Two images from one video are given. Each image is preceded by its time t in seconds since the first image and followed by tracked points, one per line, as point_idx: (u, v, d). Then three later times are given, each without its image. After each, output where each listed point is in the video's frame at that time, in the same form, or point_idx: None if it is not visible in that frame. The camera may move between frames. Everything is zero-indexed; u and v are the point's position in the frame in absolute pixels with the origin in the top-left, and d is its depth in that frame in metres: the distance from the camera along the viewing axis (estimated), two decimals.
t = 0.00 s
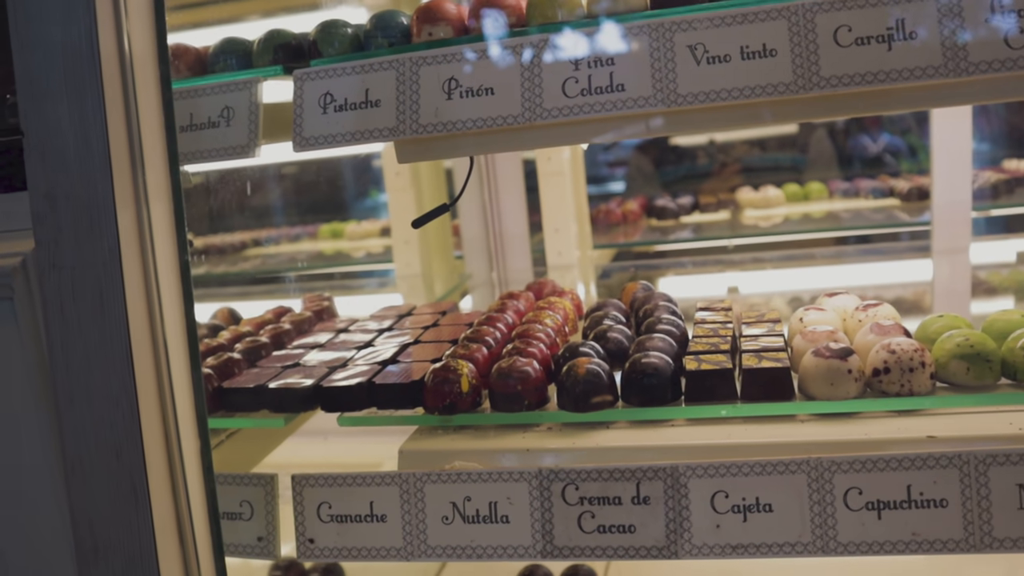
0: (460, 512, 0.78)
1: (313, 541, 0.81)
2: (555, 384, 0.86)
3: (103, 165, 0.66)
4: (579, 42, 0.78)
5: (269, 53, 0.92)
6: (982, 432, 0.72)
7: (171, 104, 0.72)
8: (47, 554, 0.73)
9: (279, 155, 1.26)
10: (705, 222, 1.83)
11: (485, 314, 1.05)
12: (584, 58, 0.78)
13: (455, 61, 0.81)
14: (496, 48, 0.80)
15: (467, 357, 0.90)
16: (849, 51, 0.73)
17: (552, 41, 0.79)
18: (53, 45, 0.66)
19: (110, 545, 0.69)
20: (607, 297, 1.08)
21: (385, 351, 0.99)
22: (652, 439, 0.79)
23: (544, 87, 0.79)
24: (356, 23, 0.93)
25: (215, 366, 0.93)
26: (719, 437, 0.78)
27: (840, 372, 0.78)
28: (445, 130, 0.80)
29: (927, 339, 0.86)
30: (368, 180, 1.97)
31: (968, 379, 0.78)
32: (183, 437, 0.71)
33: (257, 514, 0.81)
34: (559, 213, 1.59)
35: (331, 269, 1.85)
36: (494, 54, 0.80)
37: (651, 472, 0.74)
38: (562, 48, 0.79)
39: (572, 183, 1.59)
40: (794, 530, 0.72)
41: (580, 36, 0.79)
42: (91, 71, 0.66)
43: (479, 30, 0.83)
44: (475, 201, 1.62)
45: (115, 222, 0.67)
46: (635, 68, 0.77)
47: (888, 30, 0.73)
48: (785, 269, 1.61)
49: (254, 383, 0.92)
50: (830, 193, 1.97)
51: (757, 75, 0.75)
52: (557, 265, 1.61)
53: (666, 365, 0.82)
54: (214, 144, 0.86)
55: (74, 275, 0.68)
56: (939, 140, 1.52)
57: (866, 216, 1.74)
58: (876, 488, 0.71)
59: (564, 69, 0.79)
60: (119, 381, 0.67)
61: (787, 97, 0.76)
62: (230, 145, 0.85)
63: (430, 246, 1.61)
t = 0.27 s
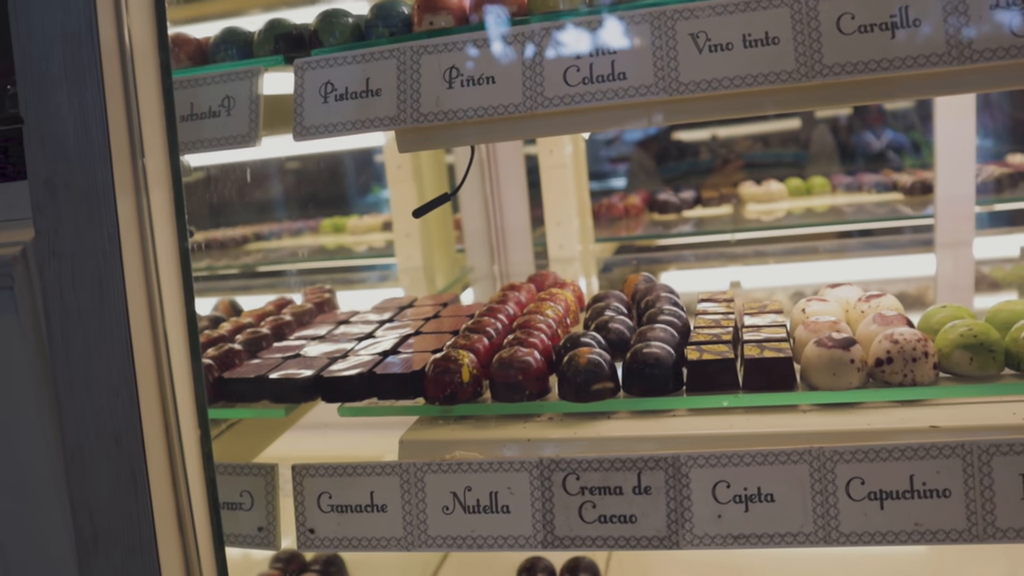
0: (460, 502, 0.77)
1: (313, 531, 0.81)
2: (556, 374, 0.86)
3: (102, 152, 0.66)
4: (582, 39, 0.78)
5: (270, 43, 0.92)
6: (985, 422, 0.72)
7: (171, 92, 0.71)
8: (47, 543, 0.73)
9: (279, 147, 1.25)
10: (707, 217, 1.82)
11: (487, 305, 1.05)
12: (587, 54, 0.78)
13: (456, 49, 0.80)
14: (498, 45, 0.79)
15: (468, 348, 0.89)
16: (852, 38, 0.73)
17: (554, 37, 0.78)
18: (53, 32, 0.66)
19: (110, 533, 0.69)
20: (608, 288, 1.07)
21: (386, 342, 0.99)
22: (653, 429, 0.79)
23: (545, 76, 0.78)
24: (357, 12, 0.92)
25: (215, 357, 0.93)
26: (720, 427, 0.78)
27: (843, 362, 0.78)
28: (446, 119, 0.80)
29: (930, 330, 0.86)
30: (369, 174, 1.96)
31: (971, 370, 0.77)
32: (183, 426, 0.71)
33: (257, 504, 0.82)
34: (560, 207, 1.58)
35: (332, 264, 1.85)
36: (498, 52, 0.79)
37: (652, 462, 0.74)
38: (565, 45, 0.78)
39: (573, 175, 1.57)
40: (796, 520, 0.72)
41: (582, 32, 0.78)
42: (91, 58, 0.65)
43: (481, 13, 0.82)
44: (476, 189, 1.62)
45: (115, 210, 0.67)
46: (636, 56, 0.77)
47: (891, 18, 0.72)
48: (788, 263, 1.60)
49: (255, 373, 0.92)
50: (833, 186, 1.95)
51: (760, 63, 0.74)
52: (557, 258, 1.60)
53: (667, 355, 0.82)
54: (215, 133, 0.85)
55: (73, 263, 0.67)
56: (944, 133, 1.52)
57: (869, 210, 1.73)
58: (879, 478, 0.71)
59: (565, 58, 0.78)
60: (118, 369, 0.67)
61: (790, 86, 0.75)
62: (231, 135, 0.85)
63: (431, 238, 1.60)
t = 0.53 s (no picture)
0: (463, 495, 0.78)
1: (315, 524, 0.81)
2: (558, 367, 0.86)
3: (105, 143, 0.66)
4: (584, 35, 0.77)
5: (273, 36, 0.91)
6: (987, 415, 0.71)
7: (174, 84, 0.71)
8: (50, 535, 0.73)
9: (282, 141, 1.25)
10: (709, 212, 1.81)
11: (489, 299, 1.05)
12: (591, 51, 0.77)
13: (458, 42, 0.80)
14: (500, 41, 0.79)
15: (470, 341, 0.89)
16: (856, 31, 0.73)
17: (557, 33, 0.78)
18: (56, 23, 0.66)
19: (113, 525, 0.69)
20: (611, 282, 1.07)
21: (390, 336, 0.99)
22: (656, 422, 0.79)
23: (547, 69, 0.78)
24: (360, 5, 0.92)
25: (216, 350, 0.93)
26: (722, 421, 0.78)
27: (845, 356, 0.78)
28: (448, 111, 0.80)
29: (933, 323, 0.86)
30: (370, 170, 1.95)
31: (974, 363, 0.77)
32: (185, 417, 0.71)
33: (260, 498, 0.82)
34: (563, 203, 1.57)
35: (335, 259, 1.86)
36: (499, 48, 0.79)
37: (655, 455, 0.74)
38: (568, 41, 0.78)
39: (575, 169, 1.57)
40: (798, 513, 0.72)
41: (584, 28, 0.77)
42: (93, 49, 0.65)
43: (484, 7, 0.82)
44: (478, 181, 1.62)
45: (118, 202, 0.67)
46: (639, 49, 0.76)
47: (895, 10, 0.72)
48: (790, 259, 1.59)
49: (256, 367, 0.92)
50: (835, 182, 1.95)
51: (763, 56, 0.74)
52: (559, 252, 1.59)
53: (669, 348, 0.82)
54: (217, 126, 0.85)
55: (76, 254, 0.67)
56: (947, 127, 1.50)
57: (872, 205, 1.73)
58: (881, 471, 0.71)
59: (568, 51, 0.78)
60: (121, 360, 0.67)
61: (793, 78, 0.75)
62: (234, 127, 0.85)
63: (433, 232, 1.60)
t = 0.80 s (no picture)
0: (456, 493, 0.78)
1: (309, 521, 0.81)
2: (552, 364, 0.86)
3: (97, 140, 0.66)
4: (585, 31, 0.77)
5: (267, 32, 0.91)
6: (982, 413, 0.71)
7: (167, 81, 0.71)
8: (43, 531, 0.73)
9: (278, 138, 1.25)
10: (708, 210, 1.81)
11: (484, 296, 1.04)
12: (590, 48, 0.77)
13: (453, 39, 0.80)
14: (500, 38, 0.79)
15: (465, 338, 0.89)
16: (851, 27, 0.73)
17: (556, 31, 0.78)
18: (49, 19, 0.66)
19: (105, 522, 0.69)
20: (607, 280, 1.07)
21: (385, 333, 0.98)
22: (650, 419, 0.79)
23: (542, 65, 0.78)
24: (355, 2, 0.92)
25: (211, 347, 0.93)
26: (717, 418, 0.77)
27: (840, 353, 0.77)
28: (442, 108, 0.80)
29: (929, 320, 0.86)
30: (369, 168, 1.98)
31: (969, 361, 0.77)
32: (178, 414, 0.71)
33: (254, 495, 0.82)
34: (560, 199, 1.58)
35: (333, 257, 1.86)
36: (499, 46, 0.79)
37: (648, 453, 0.74)
38: (568, 38, 0.78)
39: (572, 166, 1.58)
40: (792, 511, 0.72)
41: (584, 25, 0.77)
42: (86, 45, 0.65)
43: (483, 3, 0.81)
44: (475, 178, 1.61)
45: (111, 199, 0.66)
46: (634, 45, 0.76)
47: (890, 7, 0.72)
48: (788, 256, 1.59)
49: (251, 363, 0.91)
50: (834, 179, 1.95)
51: (757, 52, 0.74)
52: (557, 250, 1.59)
53: (664, 345, 0.81)
54: (212, 123, 0.85)
55: (69, 251, 0.67)
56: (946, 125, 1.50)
57: (870, 203, 1.72)
58: (875, 469, 0.71)
59: (562, 48, 0.78)
60: (113, 357, 0.67)
61: (788, 75, 0.75)
62: (228, 125, 0.85)
63: (430, 229, 1.58)
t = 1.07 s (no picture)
0: (445, 490, 0.77)
1: (297, 519, 0.80)
2: (542, 361, 0.85)
3: (79, 132, 0.65)
4: (582, 31, 0.76)
5: (255, 25, 0.90)
6: (974, 409, 0.71)
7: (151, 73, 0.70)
8: (25, 529, 0.72)
9: (269, 135, 1.24)
10: (701, 208, 1.79)
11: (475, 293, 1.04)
12: (586, 47, 0.76)
13: (442, 32, 0.79)
14: (495, 36, 0.78)
15: (454, 335, 0.88)
16: (842, 20, 0.72)
17: (552, 28, 0.77)
18: (30, 9, 0.65)
19: (88, 519, 0.68)
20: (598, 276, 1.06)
21: (374, 329, 0.97)
22: (640, 416, 0.78)
23: (531, 58, 0.77)
24: None
25: (199, 344, 0.92)
26: (708, 415, 0.77)
27: (832, 349, 0.77)
28: (430, 102, 0.79)
29: (921, 317, 0.85)
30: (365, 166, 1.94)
31: (962, 357, 0.76)
32: (162, 410, 0.70)
33: (241, 492, 0.81)
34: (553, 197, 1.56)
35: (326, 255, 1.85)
36: (495, 43, 0.78)
37: (638, 449, 0.73)
38: (563, 36, 0.77)
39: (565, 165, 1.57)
40: (783, 508, 0.71)
41: (579, 23, 0.76)
42: (67, 35, 0.64)
43: None
44: (468, 181, 1.61)
45: (93, 192, 0.66)
46: (624, 38, 0.75)
47: None
48: (782, 254, 1.58)
49: (239, 360, 0.90)
50: (828, 177, 1.94)
51: (748, 45, 0.73)
52: (549, 247, 1.58)
53: (654, 341, 0.81)
54: (198, 117, 0.84)
55: (50, 244, 0.66)
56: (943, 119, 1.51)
57: (865, 200, 1.72)
58: (867, 466, 0.70)
59: (551, 41, 0.77)
60: (96, 352, 0.66)
61: (779, 68, 0.74)
62: (215, 119, 0.84)
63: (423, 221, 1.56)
